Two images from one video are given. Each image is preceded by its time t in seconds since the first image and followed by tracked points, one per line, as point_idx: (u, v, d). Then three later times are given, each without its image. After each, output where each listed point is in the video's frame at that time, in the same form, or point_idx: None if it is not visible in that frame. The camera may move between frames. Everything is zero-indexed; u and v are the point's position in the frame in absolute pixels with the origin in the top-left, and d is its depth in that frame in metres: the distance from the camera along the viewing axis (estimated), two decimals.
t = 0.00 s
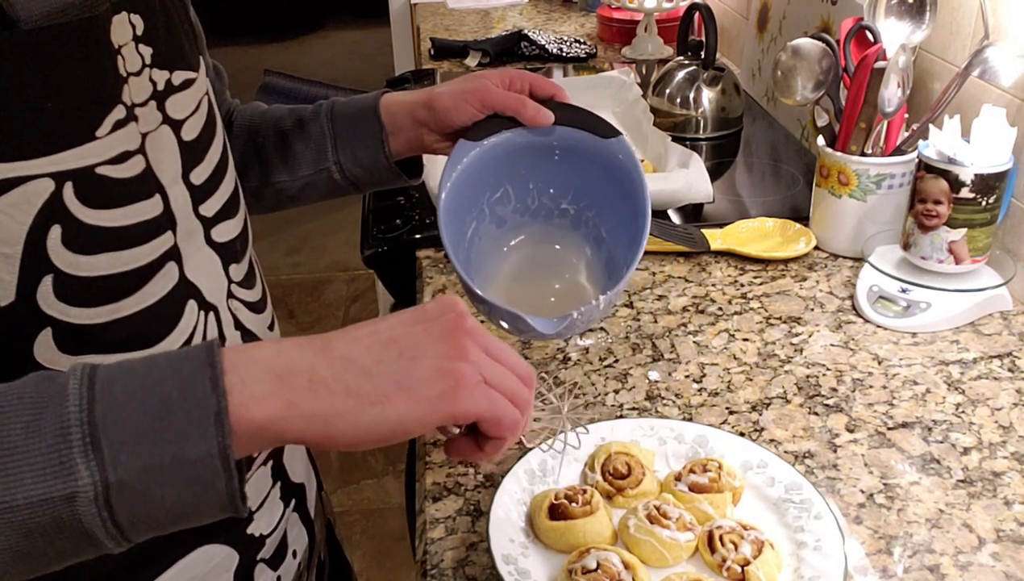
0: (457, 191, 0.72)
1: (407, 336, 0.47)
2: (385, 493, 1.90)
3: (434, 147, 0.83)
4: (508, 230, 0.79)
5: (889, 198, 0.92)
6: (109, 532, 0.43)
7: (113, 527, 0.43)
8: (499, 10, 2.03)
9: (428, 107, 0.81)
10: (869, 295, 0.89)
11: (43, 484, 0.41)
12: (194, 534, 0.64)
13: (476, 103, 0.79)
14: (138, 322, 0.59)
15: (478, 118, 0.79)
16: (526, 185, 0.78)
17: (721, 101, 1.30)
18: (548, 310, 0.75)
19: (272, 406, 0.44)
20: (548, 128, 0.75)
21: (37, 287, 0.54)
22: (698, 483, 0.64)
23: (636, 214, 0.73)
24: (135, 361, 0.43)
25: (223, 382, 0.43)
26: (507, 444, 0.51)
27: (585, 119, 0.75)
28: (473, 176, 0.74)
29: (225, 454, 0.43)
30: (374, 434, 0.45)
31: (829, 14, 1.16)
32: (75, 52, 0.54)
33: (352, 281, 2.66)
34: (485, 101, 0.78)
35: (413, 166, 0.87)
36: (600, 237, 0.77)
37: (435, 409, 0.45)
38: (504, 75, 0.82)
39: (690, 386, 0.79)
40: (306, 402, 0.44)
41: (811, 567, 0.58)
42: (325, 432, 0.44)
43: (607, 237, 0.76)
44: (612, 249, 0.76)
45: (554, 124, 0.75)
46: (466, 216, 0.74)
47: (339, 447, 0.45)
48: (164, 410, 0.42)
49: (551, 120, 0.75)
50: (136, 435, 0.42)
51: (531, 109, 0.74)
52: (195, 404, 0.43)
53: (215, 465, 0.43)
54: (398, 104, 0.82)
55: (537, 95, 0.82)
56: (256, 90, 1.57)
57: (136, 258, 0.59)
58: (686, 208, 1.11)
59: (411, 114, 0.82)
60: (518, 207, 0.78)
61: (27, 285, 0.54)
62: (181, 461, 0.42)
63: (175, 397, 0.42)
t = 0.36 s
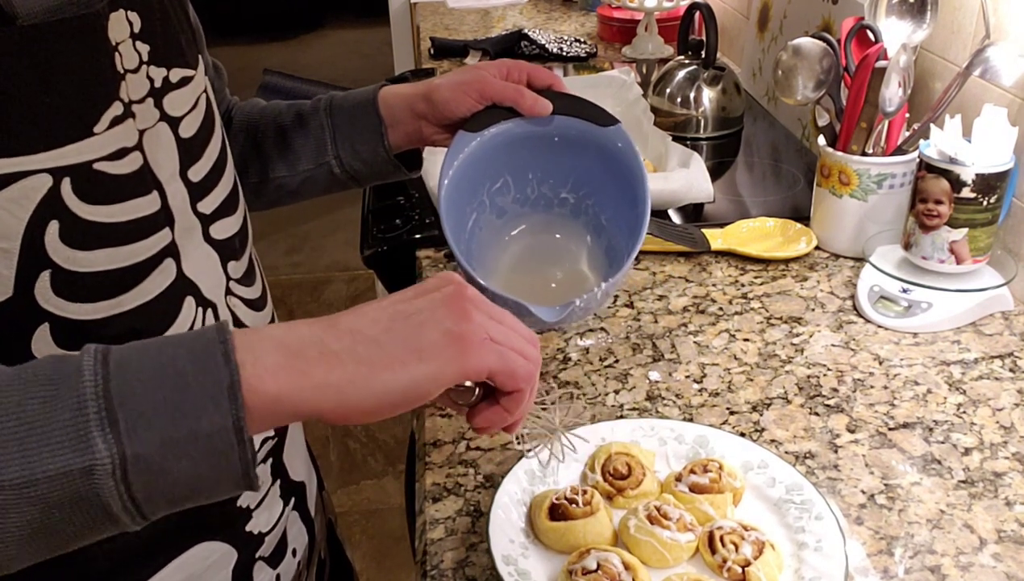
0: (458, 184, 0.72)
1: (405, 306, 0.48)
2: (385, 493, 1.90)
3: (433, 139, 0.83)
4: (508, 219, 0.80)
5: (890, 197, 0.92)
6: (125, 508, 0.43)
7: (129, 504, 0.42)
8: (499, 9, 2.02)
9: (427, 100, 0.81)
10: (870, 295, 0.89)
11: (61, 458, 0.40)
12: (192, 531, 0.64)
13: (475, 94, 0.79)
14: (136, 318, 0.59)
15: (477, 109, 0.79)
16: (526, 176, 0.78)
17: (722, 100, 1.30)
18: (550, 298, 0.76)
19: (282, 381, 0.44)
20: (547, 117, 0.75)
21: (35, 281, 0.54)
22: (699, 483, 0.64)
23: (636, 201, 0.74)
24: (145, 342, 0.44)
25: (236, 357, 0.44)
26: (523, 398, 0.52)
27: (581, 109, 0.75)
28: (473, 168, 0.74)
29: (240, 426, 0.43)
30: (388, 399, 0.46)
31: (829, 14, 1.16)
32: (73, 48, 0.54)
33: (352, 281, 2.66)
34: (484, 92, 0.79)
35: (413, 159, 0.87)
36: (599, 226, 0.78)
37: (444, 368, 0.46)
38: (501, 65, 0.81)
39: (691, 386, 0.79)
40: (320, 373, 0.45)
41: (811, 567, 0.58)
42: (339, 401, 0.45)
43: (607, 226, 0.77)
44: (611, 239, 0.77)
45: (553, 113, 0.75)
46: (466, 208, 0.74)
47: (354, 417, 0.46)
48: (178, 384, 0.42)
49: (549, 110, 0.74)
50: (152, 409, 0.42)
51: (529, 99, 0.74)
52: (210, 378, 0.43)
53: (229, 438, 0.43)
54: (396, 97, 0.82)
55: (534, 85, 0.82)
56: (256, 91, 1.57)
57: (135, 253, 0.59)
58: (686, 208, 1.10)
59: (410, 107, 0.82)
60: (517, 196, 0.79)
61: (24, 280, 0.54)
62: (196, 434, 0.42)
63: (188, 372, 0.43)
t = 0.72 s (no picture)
0: (454, 182, 0.72)
1: (413, 287, 0.48)
2: (385, 493, 1.90)
3: (429, 138, 0.84)
4: (504, 219, 0.80)
5: (890, 197, 0.92)
6: (143, 492, 0.42)
7: (147, 487, 0.41)
8: (499, 9, 2.02)
9: (423, 99, 0.82)
10: (870, 295, 0.89)
11: (79, 442, 0.39)
12: (190, 528, 0.64)
13: (470, 93, 0.80)
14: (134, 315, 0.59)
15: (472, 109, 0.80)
16: (522, 175, 0.78)
17: (722, 100, 1.30)
18: (548, 297, 0.75)
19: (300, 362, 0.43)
20: (542, 116, 0.75)
21: (34, 277, 0.54)
22: (699, 483, 0.64)
23: (632, 200, 0.74)
24: (159, 328, 0.43)
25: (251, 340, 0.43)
26: (540, 365, 0.51)
27: (576, 107, 0.76)
28: (469, 167, 0.74)
29: (256, 408, 0.42)
30: (401, 376, 0.45)
31: (829, 14, 1.16)
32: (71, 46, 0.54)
33: (352, 281, 2.66)
34: (479, 91, 0.79)
35: (409, 158, 0.87)
36: (595, 225, 0.78)
37: (456, 340, 0.46)
38: (497, 65, 0.82)
39: (691, 386, 0.79)
40: (334, 352, 0.44)
41: (811, 567, 0.58)
42: (354, 379, 0.44)
43: (603, 225, 0.77)
44: (607, 237, 0.77)
45: (548, 111, 0.75)
46: (462, 207, 0.74)
47: (370, 396, 0.45)
48: (195, 366, 0.42)
49: (545, 108, 0.75)
50: (169, 391, 0.41)
51: (524, 99, 0.74)
52: (227, 359, 0.42)
53: (245, 419, 0.42)
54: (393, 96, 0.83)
55: (529, 84, 0.83)
56: (255, 91, 1.57)
57: (133, 251, 0.59)
58: (686, 208, 1.10)
59: (406, 106, 0.82)
60: (514, 196, 0.79)
61: (23, 277, 0.54)
62: (214, 415, 0.42)
63: (206, 353, 0.42)
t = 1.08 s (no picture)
0: (451, 180, 0.72)
1: (420, 269, 0.47)
2: (385, 493, 1.90)
3: (428, 140, 0.83)
4: (502, 220, 0.80)
5: (889, 198, 0.92)
6: (150, 481, 0.41)
7: (154, 476, 0.41)
8: (499, 9, 2.02)
9: (421, 99, 0.81)
10: (870, 295, 0.89)
11: (84, 428, 0.39)
12: (190, 526, 0.64)
13: (467, 93, 0.79)
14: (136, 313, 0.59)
15: (469, 109, 0.79)
16: (519, 176, 0.78)
17: (721, 100, 1.30)
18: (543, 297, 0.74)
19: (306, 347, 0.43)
20: (540, 118, 0.75)
21: (36, 274, 0.54)
22: (698, 483, 0.64)
23: (628, 200, 0.73)
24: (164, 316, 0.43)
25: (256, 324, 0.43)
26: (551, 342, 0.51)
27: (571, 110, 0.76)
28: (466, 166, 0.74)
29: (263, 393, 0.42)
30: (412, 357, 0.45)
31: (829, 14, 1.16)
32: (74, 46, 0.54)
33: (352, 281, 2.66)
34: (477, 91, 0.78)
35: (407, 159, 0.87)
36: (591, 226, 0.78)
37: (466, 320, 0.46)
38: (494, 66, 0.81)
39: (690, 386, 0.79)
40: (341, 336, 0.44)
41: (811, 567, 0.58)
42: (363, 362, 0.44)
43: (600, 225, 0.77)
44: (604, 237, 0.76)
45: (545, 113, 0.76)
46: (458, 207, 0.74)
47: (381, 380, 0.45)
48: (200, 352, 0.41)
49: (541, 110, 0.75)
50: (176, 379, 0.41)
51: (521, 101, 0.74)
52: (232, 346, 0.42)
53: (252, 405, 0.42)
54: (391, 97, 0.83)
55: (527, 85, 0.82)
56: (255, 91, 1.57)
57: (133, 249, 0.59)
58: (686, 208, 1.10)
59: (404, 107, 0.82)
60: (511, 196, 0.79)
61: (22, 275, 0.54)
62: (220, 402, 0.41)
63: (211, 340, 0.42)
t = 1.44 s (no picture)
0: (450, 181, 0.72)
1: (426, 275, 0.47)
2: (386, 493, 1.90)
3: (428, 139, 0.84)
4: (503, 219, 0.80)
5: (889, 198, 0.92)
6: (156, 480, 0.41)
7: (160, 475, 0.41)
8: (499, 9, 2.02)
9: (421, 99, 0.81)
10: (869, 295, 0.89)
11: (93, 425, 0.39)
12: (189, 525, 0.64)
13: (467, 93, 0.79)
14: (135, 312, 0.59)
15: (470, 108, 0.79)
16: (520, 174, 0.78)
17: (722, 101, 1.30)
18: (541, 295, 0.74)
19: (314, 351, 0.43)
20: (540, 116, 0.75)
21: (34, 272, 0.54)
22: (698, 483, 0.64)
23: (628, 199, 0.73)
24: (172, 318, 0.42)
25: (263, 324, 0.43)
26: (551, 347, 0.50)
27: (572, 108, 0.76)
28: (466, 167, 0.74)
29: (271, 394, 0.42)
30: (416, 360, 0.44)
31: (829, 14, 1.16)
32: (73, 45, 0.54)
33: (353, 281, 2.66)
34: (477, 90, 0.78)
35: (407, 159, 0.87)
36: (592, 223, 0.78)
37: (469, 325, 0.45)
38: (493, 65, 0.82)
39: (690, 386, 0.79)
40: (352, 338, 0.44)
41: (811, 567, 0.58)
42: (371, 364, 0.44)
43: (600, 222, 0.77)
44: (604, 235, 0.76)
45: (546, 112, 0.75)
46: (458, 206, 0.74)
47: (384, 384, 0.44)
48: (208, 353, 0.41)
49: (542, 108, 0.75)
50: (184, 379, 0.41)
51: (522, 99, 0.74)
52: (240, 346, 0.42)
53: (258, 406, 0.42)
54: (391, 97, 0.83)
55: (527, 84, 0.83)
56: (255, 91, 1.57)
57: (134, 246, 0.59)
58: (686, 208, 1.10)
59: (404, 106, 0.82)
60: (511, 195, 0.79)
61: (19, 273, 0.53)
62: (226, 402, 0.41)
63: (220, 340, 0.42)
